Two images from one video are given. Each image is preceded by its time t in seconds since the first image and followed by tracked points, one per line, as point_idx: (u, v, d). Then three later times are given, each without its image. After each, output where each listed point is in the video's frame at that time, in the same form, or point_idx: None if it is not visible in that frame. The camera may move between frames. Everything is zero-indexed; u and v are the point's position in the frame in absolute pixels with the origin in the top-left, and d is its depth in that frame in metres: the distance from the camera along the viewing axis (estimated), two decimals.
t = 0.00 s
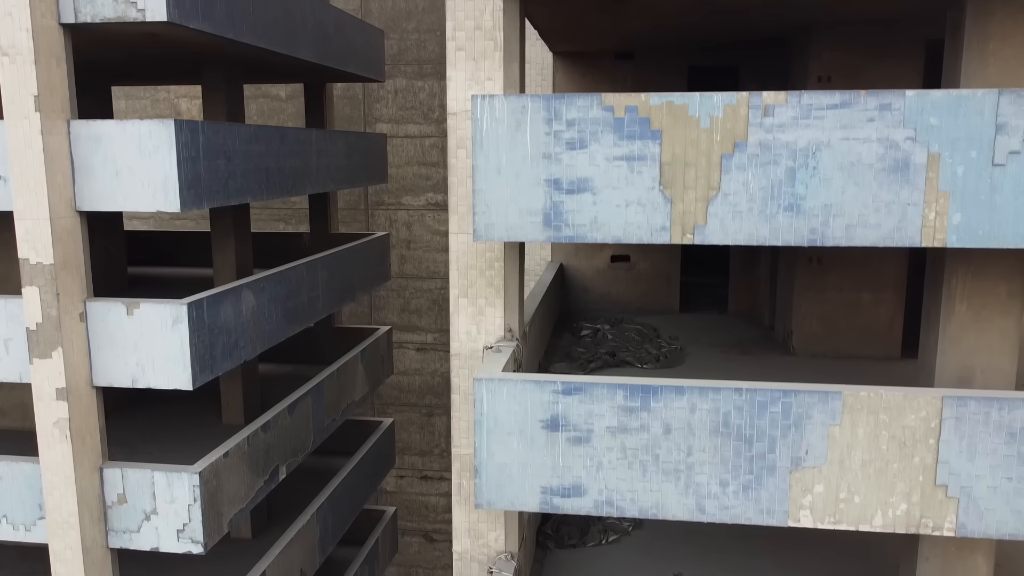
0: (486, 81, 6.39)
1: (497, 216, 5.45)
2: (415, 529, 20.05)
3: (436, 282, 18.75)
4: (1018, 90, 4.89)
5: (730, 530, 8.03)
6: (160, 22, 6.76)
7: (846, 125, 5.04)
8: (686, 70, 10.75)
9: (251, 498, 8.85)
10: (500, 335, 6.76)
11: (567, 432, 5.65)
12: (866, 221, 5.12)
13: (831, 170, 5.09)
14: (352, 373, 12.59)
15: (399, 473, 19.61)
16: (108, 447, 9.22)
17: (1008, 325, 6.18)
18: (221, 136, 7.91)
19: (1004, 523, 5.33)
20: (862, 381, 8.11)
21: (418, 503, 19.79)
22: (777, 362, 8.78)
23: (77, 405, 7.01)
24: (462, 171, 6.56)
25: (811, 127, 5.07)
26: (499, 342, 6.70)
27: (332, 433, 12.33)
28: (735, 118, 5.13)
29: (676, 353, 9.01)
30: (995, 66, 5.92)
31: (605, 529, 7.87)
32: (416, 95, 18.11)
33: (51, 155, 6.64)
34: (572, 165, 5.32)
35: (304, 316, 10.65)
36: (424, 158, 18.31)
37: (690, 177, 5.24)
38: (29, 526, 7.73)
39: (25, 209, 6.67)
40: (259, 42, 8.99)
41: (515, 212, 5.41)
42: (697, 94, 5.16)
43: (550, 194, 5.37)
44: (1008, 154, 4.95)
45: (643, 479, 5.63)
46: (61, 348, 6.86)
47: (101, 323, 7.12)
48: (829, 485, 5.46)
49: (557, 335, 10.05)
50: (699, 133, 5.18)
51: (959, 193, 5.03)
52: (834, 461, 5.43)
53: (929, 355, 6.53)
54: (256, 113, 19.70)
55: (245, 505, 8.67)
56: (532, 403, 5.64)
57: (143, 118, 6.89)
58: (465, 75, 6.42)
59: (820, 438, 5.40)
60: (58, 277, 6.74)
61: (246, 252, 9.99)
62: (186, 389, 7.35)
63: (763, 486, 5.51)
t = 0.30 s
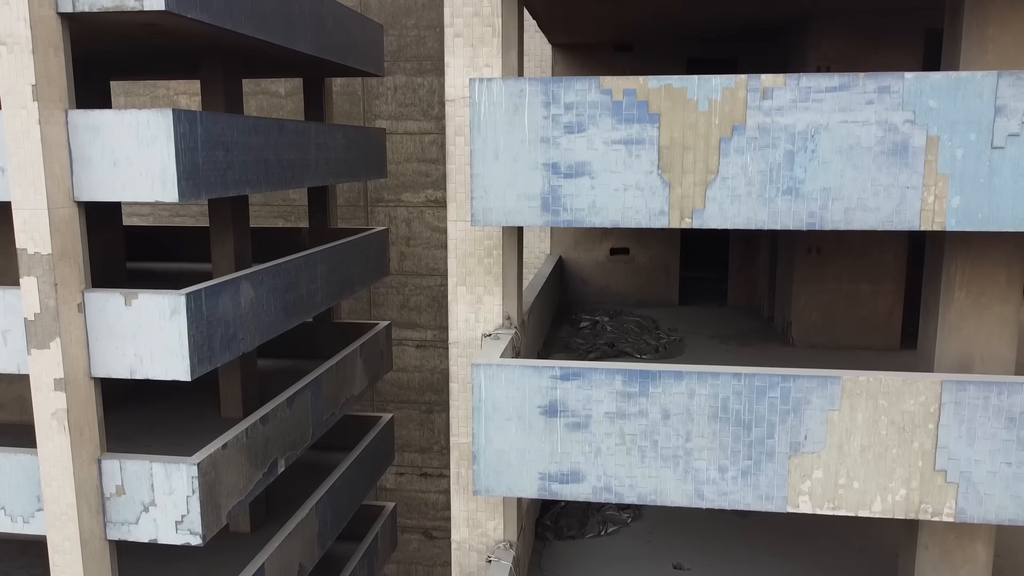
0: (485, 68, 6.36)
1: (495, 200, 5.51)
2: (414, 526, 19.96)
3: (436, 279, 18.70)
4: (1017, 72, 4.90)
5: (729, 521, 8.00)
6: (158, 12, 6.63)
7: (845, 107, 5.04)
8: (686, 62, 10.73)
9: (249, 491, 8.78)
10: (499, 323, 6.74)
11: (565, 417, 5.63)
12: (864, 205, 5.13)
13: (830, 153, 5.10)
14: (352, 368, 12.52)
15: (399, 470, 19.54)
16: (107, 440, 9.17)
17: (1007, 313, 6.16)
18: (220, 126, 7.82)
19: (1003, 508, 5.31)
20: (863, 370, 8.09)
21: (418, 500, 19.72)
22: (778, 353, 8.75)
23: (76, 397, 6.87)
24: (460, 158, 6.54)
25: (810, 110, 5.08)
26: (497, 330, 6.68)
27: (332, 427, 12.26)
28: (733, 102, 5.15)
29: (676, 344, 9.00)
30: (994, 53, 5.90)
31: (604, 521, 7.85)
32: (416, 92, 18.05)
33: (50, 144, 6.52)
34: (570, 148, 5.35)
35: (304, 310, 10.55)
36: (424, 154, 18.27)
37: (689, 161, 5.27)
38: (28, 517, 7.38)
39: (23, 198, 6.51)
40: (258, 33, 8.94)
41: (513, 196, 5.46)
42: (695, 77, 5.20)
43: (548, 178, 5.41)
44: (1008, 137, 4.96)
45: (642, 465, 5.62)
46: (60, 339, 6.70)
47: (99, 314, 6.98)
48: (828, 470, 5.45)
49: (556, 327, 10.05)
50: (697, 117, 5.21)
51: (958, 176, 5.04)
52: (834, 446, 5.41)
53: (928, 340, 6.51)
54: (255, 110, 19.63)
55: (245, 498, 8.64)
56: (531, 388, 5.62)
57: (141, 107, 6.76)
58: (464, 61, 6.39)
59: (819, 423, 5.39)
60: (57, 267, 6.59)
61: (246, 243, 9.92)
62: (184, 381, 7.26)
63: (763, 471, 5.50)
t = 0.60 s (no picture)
0: (485, 64, 6.36)
1: (496, 196, 5.52)
2: (414, 525, 19.94)
3: (435, 278, 18.69)
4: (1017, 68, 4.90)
5: (730, 518, 8.00)
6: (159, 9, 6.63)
7: (846, 103, 5.05)
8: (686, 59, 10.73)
9: (250, 488, 8.78)
10: (500, 320, 6.74)
11: (566, 414, 5.63)
12: (865, 200, 5.14)
13: (830, 149, 5.11)
14: (352, 366, 12.51)
15: (399, 469, 19.52)
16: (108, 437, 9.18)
17: (1007, 309, 6.16)
18: (220, 123, 7.81)
19: (1003, 504, 5.32)
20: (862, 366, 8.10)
21: (418, 499, 19.71)
22: (779, 350, 8.76)
23: (76, 395, 6.85)
24: (461, 155, 6.53)
25: (811, 105, 5.09)
26: (498, 327, 6.68)
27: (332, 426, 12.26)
28: (734, 97, 5.16)
29: (676, 342, 8.99)
30: (994, 48, 5.91)
31: (605, 518, 7.85)
32: (416, 91, 18.04)
33: (50, 142, 6.51)
34: (571, 144, 5.36)
35: (305, 308, 10.54)
36: (424, 153, 18.26)
37: (690, 156, 5.27)
38: (29, 515, 7.36)
39: (23, 195, 6.50)
40: (258, 30, 8.93)
41: (514, 192, 5.47)
42: (696, 73, 5.20)
43: (549, 173, 5.42)
44: (1008, 132, 4.96)
45: (643, 461, 5.62)
46: (60, 336, 6.69)
47: (99, 312, 6.98)
48: (829, 466, 5.45)
49: (556, 325, 10.05)
50: (698, 112, 5.22)
51: (958, 171, 5.05)
52: (834, 441, 5.41)
53: (928, 336, 6.52)
54: (255, 108, 19.61)
55: (245, 496, 8.65)
56: (532, 384, 5.63)
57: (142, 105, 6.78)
58: (464, 58, 6.39)
59: (820, 419, 5.39)
60: (57, 265, 6.57)
61: (246, 240, 9.91)
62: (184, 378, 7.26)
63: (763, 467, 5.50)
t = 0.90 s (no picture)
0: (487, 64, 6.36)
1: (498, 196, 5.53)
2: (414, 525, 19.95)
3: (435, 278, 18.70)
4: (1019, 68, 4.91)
5: (731, 517, 8.01)
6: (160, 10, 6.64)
7: (846, 103, 5.06)
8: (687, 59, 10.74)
9: (251, 488, 8.78)
10: (501, 319, 6.75)
11: (568, 414, 5.64)
12: (866, 200, 5.15)
13: (832, 149, 5.12)
14: (353, 366, 12.51)
15: (399, 469, 19.52)
16: (110, 437, 9.20)
17: (1008, 309, 6.18)
18: (222, 124, 7.83)
19: (1004, 504, 5.33)
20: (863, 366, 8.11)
21: (418, 499, 19.72)
22: (778, 350, 8.79)
23: (78, 394, 6.86)
24: (462, 155, 6.54)
25: (813, 105, 5.10)
26: (500, 327, 6.69)
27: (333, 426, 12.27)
28: (736, 97, 5.17)
29: (677, 342, 9.01)
30: (995, 48, 5.92)
31: (606, 518, 7.87)
32: (416, 91, 18.04)
33: (52, 142, 6.51)
34: (573, 144, 5.37)
35: (305, 308, 10.54)
36: (424, 153, 18.27)
37: (691, 156, 5.28)
38: (30, 515, 7.36)
39: (24, 195, 6.50)
40: (259, 30, 8.92)
41: (516, 192, 5.48)
42: (698, 73, 5.21)
43: (551, 173, 5.43)
44: (1009, 133, 4.97)
45: (644, 461, 5.63)
46: (62, 336, 6.70)
47: (101, 312, 6.99)
48: (831, 466, 5.46)
49: (558, 325, 10.07)
50: (700, 112, 5.23)
51: (960, 171, 5.06)
52: (835, 441, 5.43)
53: (929, 336, 6.53)
54: (256, 108, 19.60)
55: (247, 496, 8.65)
56: (534, 384, 5.64)
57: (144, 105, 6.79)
58: (466, 58, 6.39)
59: (821, 418, 5.40)
60: (59, 265, 6.58)
61: (247, 240, 9.91)
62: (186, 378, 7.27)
63: (764, 467, 5.51)
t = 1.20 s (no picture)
0: (488, 66, 6.38)
1: (499, 197, 5.55)
2: (415, 525, 19.96)
3: (436, 278, 18.72)
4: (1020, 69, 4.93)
5: (731, 518, 8.02)
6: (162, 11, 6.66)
7: (848, 105, 5.07)
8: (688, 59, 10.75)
9: (252, 488, 8.79)
10: (503, 320, 6.76)
11: (570, 414, 5.65)
12: (867, 202, 5.16)
13: (833, 150, 5.13)
14: (355, 366, 12.52)
15: (399, 469, 19.53)
16: (111, 437, 9.21)
17: (1009, 309, 6.19)
18: (223, 125, 7.84)
19: (1005, 504, 5.34)
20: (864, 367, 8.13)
21: (419, 499, 19.73)
22: (778, 350, 8.82)
23: (80, 395, 6.87)
24: (464, 156, 6.55)
25: (814, 107, 5.11)
26: (502, 328, 6.70)
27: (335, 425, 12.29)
28: (737, 99, 5.18)
29: (678, 342, 9.01)
30: (996, 50, 5.93)
31: (606, 518, 7.88)
32: (417, 91, 18.04)
33: (54, 143, 6.52)
34: (574, 145, 5.39)
35: (307, 308, 10.55)
36: (424, 153, 18.28)
37: (692, 158, 5.29)
38: (32, 515, 7.38)
39: (26, 196, 6.51)
40: (260, 30, 8.93)
41: (518, 193, 5.50)
42: (699, 75, 5.23)
43: (552, 174, 5.45)
44: (1010, 134, 4.98)
45: (646, 461, 5.64)
46: (64, 337, 6.72)
47: (102, 313, 7.00)
48: (832, 466, 5.48)
49: (559, 325, 10.10)
50: (701, 114, 5.24)
51: (961, 172, 5.07)
52: (836, 441, 5.44)
53: (929, 336, 6.54)
54: (257, 109, 19.59)
55: (248, 496, 8.65)
56: (536, 385, 5.65)
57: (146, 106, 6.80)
58: (467, 59, 6.40)
59: (821, 419, 5.42)
60: (61, 266, 6.58)
61: (247, 240, 9.91)
62: (187, 379, 7.28)
63: (765, 467, 5.52)
